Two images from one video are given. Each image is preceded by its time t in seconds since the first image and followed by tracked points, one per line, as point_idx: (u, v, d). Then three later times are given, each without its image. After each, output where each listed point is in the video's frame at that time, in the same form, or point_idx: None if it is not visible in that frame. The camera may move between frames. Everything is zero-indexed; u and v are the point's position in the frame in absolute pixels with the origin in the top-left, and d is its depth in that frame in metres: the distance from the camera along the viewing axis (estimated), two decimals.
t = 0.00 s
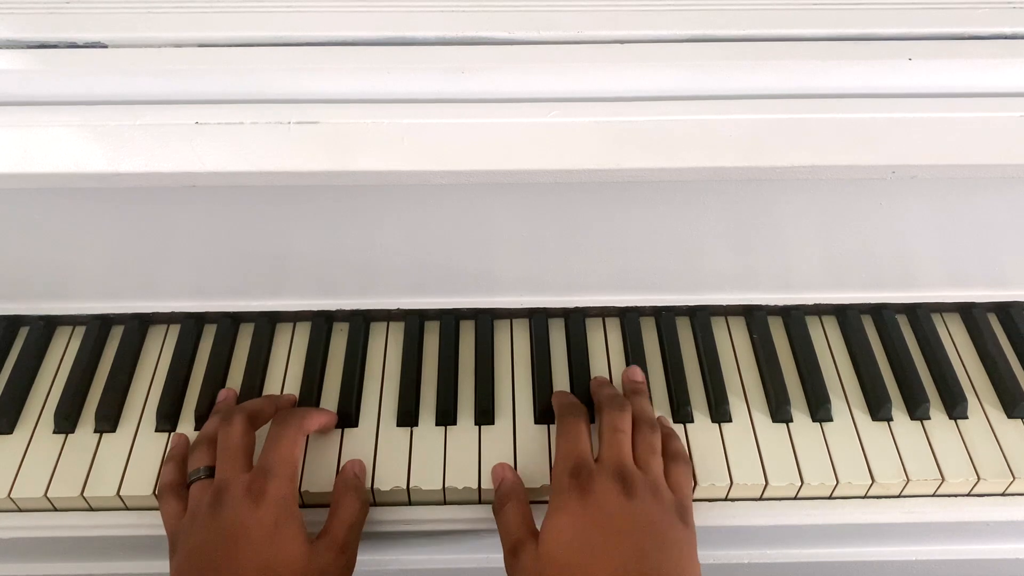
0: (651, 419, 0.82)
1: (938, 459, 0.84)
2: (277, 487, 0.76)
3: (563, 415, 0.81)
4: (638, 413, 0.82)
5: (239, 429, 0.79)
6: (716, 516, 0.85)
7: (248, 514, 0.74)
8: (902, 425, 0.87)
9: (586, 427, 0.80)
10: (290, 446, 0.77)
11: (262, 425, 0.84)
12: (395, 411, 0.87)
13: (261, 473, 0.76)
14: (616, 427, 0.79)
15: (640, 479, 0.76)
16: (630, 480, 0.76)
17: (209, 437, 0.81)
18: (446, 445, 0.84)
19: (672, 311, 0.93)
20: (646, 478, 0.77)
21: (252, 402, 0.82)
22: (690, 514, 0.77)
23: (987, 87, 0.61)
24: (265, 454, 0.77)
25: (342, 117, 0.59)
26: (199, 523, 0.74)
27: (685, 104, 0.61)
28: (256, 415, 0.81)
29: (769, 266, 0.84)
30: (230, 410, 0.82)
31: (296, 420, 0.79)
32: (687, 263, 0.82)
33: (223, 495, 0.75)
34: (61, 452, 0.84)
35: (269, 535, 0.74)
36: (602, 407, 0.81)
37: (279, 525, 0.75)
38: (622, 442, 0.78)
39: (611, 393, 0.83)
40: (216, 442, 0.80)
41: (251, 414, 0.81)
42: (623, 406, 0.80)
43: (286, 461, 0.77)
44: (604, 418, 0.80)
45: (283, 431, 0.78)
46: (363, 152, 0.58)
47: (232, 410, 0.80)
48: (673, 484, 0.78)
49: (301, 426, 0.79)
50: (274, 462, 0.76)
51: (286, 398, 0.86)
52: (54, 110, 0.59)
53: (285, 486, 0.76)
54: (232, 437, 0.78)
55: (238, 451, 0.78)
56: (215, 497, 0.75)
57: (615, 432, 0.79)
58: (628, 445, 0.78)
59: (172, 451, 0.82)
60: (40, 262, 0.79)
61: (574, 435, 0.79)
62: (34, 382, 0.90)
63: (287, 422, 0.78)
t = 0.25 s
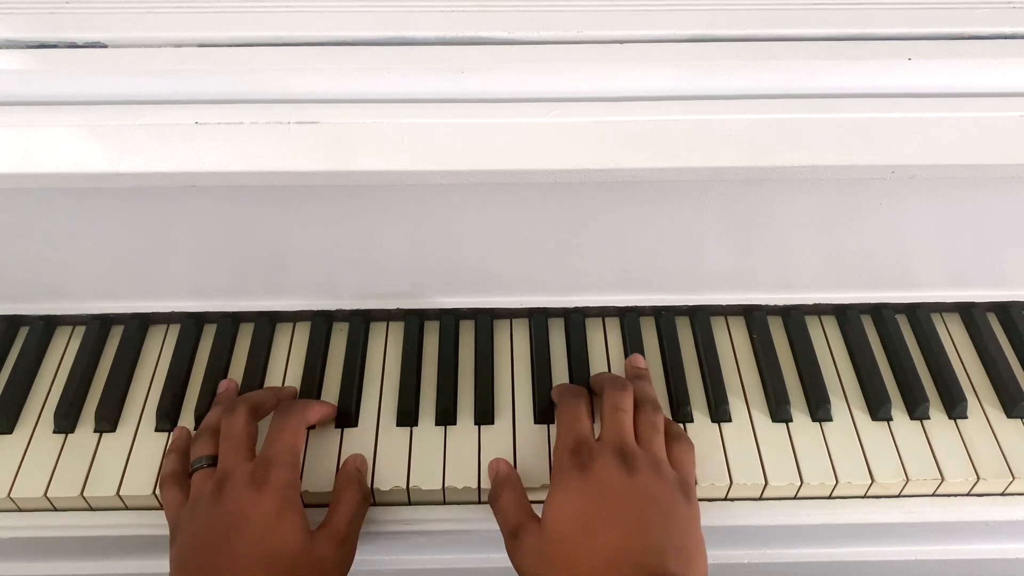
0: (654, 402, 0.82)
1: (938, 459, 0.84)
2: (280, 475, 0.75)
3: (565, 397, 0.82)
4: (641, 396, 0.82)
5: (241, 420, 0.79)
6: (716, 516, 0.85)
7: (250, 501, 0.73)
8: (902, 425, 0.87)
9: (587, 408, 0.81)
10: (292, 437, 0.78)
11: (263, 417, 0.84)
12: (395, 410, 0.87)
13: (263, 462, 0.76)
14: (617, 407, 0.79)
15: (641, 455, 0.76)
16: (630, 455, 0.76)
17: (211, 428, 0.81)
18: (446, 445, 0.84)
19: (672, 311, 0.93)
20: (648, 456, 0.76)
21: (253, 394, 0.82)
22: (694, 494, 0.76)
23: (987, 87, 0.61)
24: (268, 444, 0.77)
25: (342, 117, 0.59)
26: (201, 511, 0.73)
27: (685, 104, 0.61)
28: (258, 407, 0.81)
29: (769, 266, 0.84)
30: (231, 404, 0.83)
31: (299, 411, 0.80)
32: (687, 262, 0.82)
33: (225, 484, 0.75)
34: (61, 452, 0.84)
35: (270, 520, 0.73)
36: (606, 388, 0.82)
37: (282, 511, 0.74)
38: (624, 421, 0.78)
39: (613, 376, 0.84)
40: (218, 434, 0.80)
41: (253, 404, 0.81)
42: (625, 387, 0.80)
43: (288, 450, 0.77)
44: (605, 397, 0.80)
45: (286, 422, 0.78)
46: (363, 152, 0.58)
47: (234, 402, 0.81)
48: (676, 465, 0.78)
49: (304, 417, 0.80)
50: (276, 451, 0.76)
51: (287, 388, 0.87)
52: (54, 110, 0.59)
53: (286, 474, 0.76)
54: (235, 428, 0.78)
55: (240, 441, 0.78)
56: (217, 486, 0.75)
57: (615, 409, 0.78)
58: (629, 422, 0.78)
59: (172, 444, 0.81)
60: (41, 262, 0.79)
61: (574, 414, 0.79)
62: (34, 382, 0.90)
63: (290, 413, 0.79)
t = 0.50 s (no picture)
0: (653, 400, 0.82)
1: (938, 459, 0.84)
2: (277, 479, 0.76)
3: (564, 395, 0.83)
4: (641, 393, 0.82)
5: (238, 423, 0.79)
6: (716, 516, 0.85)
7: (245, 504, 0.73)
8: (902, 425, 0.87)
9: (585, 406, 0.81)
10: (290, 441, 0.78)
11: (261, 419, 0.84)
12: (395, 410, 0.87)
13: (260, 465, 0.76)
14: (615, 404, 0.78)
15: (639, 451, 0.76)
16: (628, 450, 0.76)
17: (206, 428, 0.80)
18: (446, 445, 0.84)
19: (672, 311, 0.93)
20: (645, 452, 0.76)
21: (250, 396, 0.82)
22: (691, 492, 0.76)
23: (987, 87, 0.62)
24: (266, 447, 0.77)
25: (342, 116, 0.59)
26: (195, 513, 0.73)
27: (685, 103, 0.60)
28: (256, 409, 0.81)
29: (769, 266, 0.84)
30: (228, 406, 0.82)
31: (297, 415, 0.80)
32: (687, 262, 0.82)
33: (220, 486, 0.74)
34: (61, 452, 0.84)
35: (265, 524, 0.73)
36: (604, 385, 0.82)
37: (276, 516, 0.74)
38: (622, 418, 0.78)
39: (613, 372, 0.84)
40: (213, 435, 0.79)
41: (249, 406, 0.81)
42: (623, 385, 0.80)
43: (285, 454, 0.77)
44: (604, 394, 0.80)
45: (284, 426, 0.78)
46: (363, 152, 0.58)
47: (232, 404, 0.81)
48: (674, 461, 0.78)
49: (301, 422, 0.80)
50: (274, 455, 0.76)
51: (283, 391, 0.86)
52: (54, 110, 0.59)
53: (283, 478, 0.76)
54: (232, 431, 0.78)
55: (237, 444, 0.78)
56: (212, 488, 0.75)
57: (613, 406, 0.78)
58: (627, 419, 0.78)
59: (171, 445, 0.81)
60: (41, 262, 0.79)
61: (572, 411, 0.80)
62: (34, 382, 0.90)
63: (288, 417, 0.79)
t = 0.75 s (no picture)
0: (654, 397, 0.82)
1: (938, 459, 0.84)
2: (275, 466, 0.75)
3: (565, 390, 0.83)
4: (642, 390, 0.83)
5: (234, 411, 0.79)
6: (716, 516, 0.85)
7: (244, 490, 0.73)
8: (902, 425, 0.87)
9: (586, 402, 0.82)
10: (285, 430, 0.78)
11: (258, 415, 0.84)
12: (395, 411, 0.87)
13: (256, 453, 0.75)
14: (616, 398, 0.79)
15: (639, 445, 0.76)
16: (629, 445, 0.76)
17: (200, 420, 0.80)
18: (446, 445, 0.84)
19: (673, 311, 0.93)
20: (645, 445, 0.76)
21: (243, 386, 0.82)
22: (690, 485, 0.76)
23: (987, 87, 0.62)
24: (262, 434, 0.77)
25: (341, 117, 0.59)
26: (191, 500, 0.72)
27: (685, 103, 0.60)
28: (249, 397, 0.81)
29: (769, 267, 0.84)
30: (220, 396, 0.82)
31: (293, 404, 0.80)
32: (687, 262, 0.82)
33: (217, 473, 0.74)
34: (61, 452, 0.84)
35: (264, 509, 0.73)
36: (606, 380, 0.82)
37: (275, 501, 0.74)
38: (622, 412, 0.78)
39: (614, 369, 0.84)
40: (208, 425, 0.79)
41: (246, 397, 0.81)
42: (624, 380, 0.81)
43: (282, 442, 0.77)
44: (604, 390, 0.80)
45: (280, 415, 0.78)
46: (363, 152, 0.58)
47: (225, 393, 0.80)
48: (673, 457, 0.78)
49: (297, 410, 0.80)
50: (270, 442, 0.76)
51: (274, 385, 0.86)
52: (54, 110, 0.59)
53: (279, 466, 0.76)
54: (228, 419, 0.78)
55: (232, 433, 0.78)
56: (209, 475, 0.74)
57: (613, 401, 0.79)
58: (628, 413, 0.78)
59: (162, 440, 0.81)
60: (42, 262, 0.79)
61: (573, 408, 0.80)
62: (34, 382, 0.90)
63: (284, 406, 0.79)
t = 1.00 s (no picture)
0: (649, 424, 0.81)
1: (938, 459, 0.84)
2: (302, 496, 0.76)
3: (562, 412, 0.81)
4: (636, 416, 0.82)
5: (253, 436, 0.79)
6: (716, 516, 0.85)
7: (274, 521, 0.74)
8: (902, 425, 0.87)
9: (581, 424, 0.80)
10: (308, 450, 0.77)
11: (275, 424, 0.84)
12: (395, 410, 0.87)
13: (283, 481, 0.76)
14: (610, 432, 0.78)
15: (628, 486, 0.76)
16: (617, 486, 0.75)
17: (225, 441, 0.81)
18: (446, 445, 0.84)
19: (673, 311, 0.93)
20: (634, 485, 0.76)
21: (260, 405, 0.82)
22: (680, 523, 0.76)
23: (987, 87, 0.62)
24: (287, 463, 0.77)
25: (341, 116, 0.59)
26: (222, 531, 0.74)
27: (685, 103, 0.60)
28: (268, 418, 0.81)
29: (769, 267, 0.84)
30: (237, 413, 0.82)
31: (312, 422, 0.79)
32: (687, 263, 0.82)
33: (246, 505, 0.75)
34: (61, 452, 0.84)
35: (294, 542, 0.74)
36: (600, 408, 0.80)
37: (306, 533, 0.75)
38: (614, 448, 0.77)
39: (610, 391, 0.83)
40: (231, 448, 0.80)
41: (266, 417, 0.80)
42: (619, 409, 0.79)
43: (307, 469, 0.77)
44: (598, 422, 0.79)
45: (300, 434, 0.77)
46: (363, 152, 0.58)
47: (242, 415, 0.80)
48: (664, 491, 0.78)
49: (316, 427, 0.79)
50: (296, 471, 0.76)
51: (284, 383, 0.87)
52: (54, 110, 0.59)
53: (308, 492, 0.76)
54: (248, 445, 0.78)
55: (256, 459, 0.78)
56: (238, 507, 0.75)
57: (607, 437, 0.77)
58: (619, 450, 0.77)
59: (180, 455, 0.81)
60: (41, 262, 0.79)
61: (567, 436, 0.78)
62: (34, 382, 0.90)
63: (302, 425, 0.78)
